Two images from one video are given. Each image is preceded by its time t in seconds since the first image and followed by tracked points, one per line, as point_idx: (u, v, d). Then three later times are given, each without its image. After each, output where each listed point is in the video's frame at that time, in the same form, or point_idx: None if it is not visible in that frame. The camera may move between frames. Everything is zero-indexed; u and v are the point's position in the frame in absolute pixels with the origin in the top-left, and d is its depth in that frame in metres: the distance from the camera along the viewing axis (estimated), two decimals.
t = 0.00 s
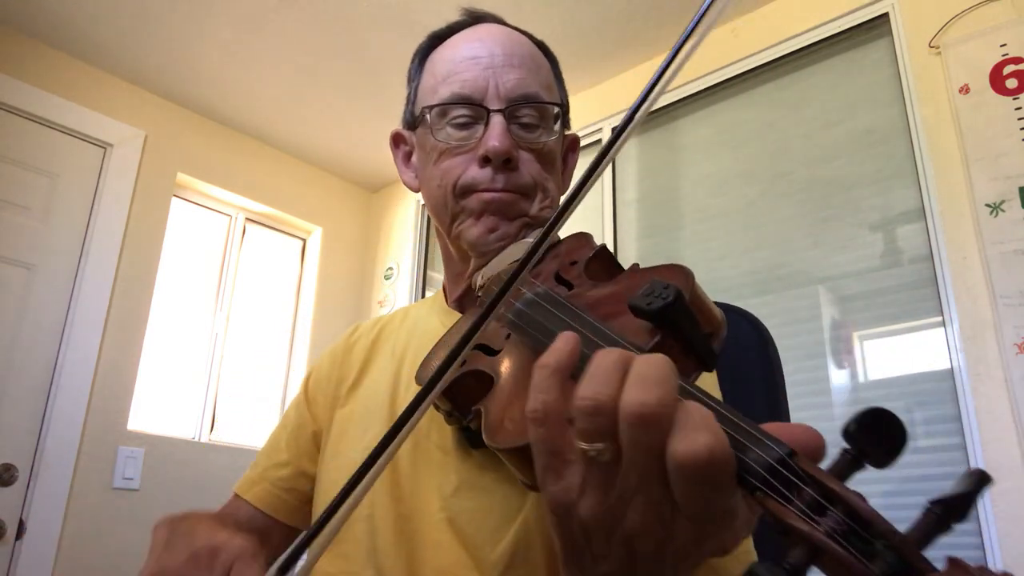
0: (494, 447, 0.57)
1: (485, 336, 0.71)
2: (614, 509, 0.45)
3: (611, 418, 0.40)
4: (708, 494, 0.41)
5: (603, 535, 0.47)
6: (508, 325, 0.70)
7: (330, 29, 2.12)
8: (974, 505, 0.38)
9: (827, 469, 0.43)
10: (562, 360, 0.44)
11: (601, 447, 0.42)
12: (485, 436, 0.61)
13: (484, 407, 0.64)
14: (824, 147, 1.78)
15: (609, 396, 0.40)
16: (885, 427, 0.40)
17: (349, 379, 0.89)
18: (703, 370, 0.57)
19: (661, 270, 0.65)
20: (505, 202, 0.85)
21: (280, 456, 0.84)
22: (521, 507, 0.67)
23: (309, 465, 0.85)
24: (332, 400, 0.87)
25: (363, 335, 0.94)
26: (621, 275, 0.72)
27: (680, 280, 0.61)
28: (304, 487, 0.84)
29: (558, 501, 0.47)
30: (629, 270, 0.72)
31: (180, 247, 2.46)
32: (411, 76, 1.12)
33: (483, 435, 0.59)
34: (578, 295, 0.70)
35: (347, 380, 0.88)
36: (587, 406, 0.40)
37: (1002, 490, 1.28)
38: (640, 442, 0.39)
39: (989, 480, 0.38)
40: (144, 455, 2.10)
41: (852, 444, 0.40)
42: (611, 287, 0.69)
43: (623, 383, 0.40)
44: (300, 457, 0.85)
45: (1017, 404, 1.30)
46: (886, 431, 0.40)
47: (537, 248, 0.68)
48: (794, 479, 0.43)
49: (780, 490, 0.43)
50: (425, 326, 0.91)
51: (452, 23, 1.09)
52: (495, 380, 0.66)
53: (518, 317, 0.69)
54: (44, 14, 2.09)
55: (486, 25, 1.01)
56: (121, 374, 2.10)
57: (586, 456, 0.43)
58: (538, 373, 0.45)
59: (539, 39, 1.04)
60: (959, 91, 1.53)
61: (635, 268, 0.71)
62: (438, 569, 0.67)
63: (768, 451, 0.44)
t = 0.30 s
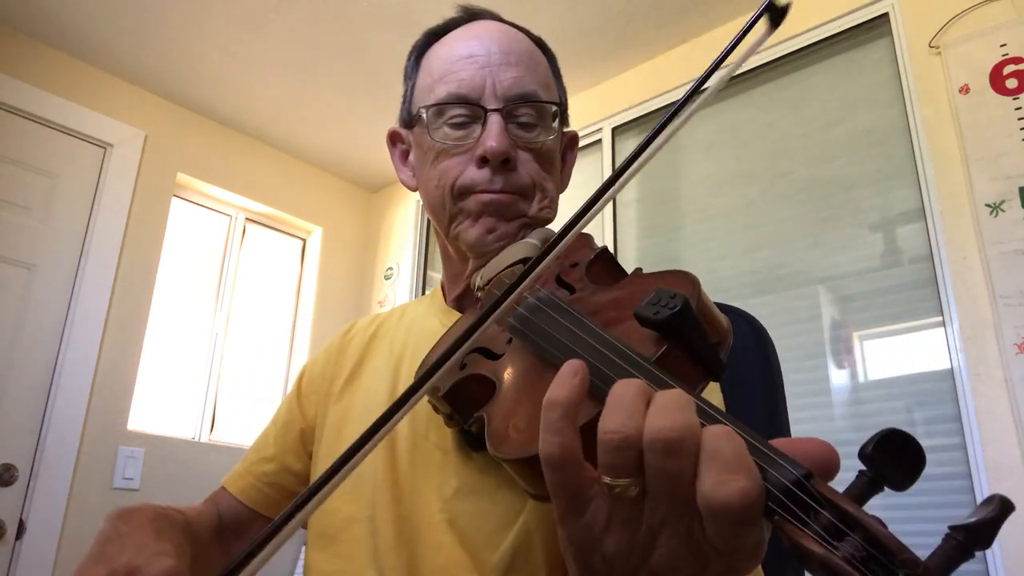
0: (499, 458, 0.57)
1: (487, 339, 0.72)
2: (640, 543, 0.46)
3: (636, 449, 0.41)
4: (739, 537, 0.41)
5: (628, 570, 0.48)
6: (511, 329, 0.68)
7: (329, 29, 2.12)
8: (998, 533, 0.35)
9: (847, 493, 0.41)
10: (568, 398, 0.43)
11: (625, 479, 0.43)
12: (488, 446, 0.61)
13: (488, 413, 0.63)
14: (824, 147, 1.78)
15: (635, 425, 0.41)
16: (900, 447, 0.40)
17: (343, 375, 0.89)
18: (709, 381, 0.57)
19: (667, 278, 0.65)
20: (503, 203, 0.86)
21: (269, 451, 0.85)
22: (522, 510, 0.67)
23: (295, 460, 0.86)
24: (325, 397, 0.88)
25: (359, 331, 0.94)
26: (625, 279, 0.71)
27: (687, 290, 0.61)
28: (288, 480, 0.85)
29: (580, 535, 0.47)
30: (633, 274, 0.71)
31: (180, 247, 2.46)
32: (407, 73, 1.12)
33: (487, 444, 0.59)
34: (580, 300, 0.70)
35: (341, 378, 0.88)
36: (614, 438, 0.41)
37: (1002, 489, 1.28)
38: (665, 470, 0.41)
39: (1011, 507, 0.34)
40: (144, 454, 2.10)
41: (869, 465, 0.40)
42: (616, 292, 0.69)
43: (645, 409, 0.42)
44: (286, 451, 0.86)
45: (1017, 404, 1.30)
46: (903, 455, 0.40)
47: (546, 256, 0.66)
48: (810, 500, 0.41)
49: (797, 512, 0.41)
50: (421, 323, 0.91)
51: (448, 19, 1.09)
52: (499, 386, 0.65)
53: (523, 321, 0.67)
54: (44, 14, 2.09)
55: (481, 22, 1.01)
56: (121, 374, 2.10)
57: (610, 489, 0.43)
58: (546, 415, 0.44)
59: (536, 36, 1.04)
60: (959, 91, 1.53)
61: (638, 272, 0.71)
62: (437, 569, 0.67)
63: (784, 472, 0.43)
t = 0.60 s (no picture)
0: (500, 458, 0.57)
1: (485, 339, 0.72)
2: (640, 533, 0.46)
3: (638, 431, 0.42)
4: (737, 519, 0.42)
5: (626, 562, 0.48)
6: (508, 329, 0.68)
7: (330, 30, 2.12)
8: (1007, 526, 0.36)
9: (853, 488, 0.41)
10: (571, 389, 0.44)
11: (627, 464, 0.43)
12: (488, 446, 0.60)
13: (487, 412, 0.63)
14: (824, 147, 1.78)
15: (640, 408, 0.42)
16: (906, 441, 0.40)
17: (339, 379, 0.89)
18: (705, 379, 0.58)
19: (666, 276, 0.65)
20: (496, 202, 0.86)
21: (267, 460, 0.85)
22: (521, 509, 0.67)
23: (292, 467, 0.85)
24: (322, 401, 0.87)
25: (354, 334, 0.94)
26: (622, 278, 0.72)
27: (687, 287, 0.61)
28: (292, 489, 0.85)
29: (582, 525, 0.47)
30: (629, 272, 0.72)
31: (180, 247, 2.46)
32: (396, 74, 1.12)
33: (488, 444, 0.59)
34: (577, 299, 0.70)
35: (338, 382, 0.88)
36: (617, 420, 0.42)
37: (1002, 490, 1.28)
38: (668, 449, 0.42)
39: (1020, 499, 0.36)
40: (144, 455, 2.10)
41: (876, 461, 0.40)
42: (613, 290, 0.69)
43: (647, 394, 0.43)
44: (284, 459, 0.86)
45: (1017, 404, 1.30)
46: (907, 450, 0.40)
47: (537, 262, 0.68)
48: (818, 497, 0.41)
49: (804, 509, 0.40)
50: (417, 322, 0.91)
51: (436, 19, 1.09)
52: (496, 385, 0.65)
53: (518, 321, 0.68)
54: (44, 14, 2.09)
55: (471, 20, 1.01)
56: (121, 374, 2.10)
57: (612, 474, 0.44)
58: (546, 406, 0.45)
59: (524, 33, 1.04)
60: (959, 91, 1.53)
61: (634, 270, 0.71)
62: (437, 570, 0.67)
63: (790, 468, 0.42)
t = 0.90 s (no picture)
0: (493, 467, 0.57)
1: (481, 343, 0.72)
2: (628, 545, 0.46)
3: (627, 445, 0.42)
4: (725, 536, 0.41)
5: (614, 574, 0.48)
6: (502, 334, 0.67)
7: (329, 30, 2.12)
8: (991, 547, 0.35)
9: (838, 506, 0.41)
10: (556, 405, 0.44)
11: (615, 478, 0.43)
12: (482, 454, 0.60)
13: (479, 417, 0.63)
14: (824, 147, 1.78)
15: (629, 423, 0.42)
16: (891, 456, 0.40)
17: (335, 378, 0.89)
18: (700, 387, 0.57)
19: (659, 284, 0.65)
20: (490, 206, 0.86)
21: (259, 456, 0.85)
22: (516, 511, 0.67)
23: (285, 465, 0.86)
24: (318, 399, 0.87)
25: (352, 333, 0.94)
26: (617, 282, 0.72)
27: (680, 295, 0.61)
28: (281, 489, 0.85)
29: (568, 537, 0.47)
30: (624, 277, 0.72)
31: (180, 247, 2.46)
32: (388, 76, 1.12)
33: (482, 453, 0.58)
34: (573, 304, 0.70)
35: (334, 380, 0.88)
36: (605, 434, 0.42)
37: (1002, 489, 1.28)
38: (655, 465, 0.42)
39: (1005, 521, 0.35)
40: (144, 454, 2.10)
41: (861, 477, 0.40)
42: (607, 297, 0.69)
43: (636, 408, 0.43)
44: (276, 456, 0.86)
45: (1017, 404, 1.30)
46: (892, 466, 0.40)
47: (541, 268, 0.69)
48: (803, 515, 0.40)
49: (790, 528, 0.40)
50: (414, 324, 0.91)
51: (426, 20, 1.09)
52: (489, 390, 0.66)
53: (513, 325, 0.67)
54: (44, 15, 2.09)
55: (462, 21, 1.01)
56: (121, 374, 2.10)
57: (599, 488, 0.44)
58: (534, 422, 0.45)
59: (515, 32, 1.03)
60: (959, 91, 1.53)
61: (629, 275, 0.71)
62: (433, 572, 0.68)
63: (775, 484, 0.42)
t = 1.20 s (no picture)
0: (497, 467, 0.56)
1: (477, 342, 0.71)
2: (635, 542, 0.46)
3: (635, 442, 0.42)
4: (732, 533, 0.41)
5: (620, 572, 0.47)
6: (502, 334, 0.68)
7: (330, 30, 2.12)
8: (998, 538, 0.35)
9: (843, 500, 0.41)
10: (563, 402, 0.43)
11: (622, 476, 0.43)
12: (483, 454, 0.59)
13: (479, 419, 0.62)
14: (824, 147, 1.78)
15: (637, 418, 0.42)
16: (895, 451, 0.40)
17: (333, 377, 0.88)
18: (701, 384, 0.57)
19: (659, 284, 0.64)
20: (485, 207, 0.86)
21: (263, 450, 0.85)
22: (516, 511, 0.67)
23: (294, 459, 0.86)
24: (315, 398, 0.87)
25: (348, 333, 0.94)
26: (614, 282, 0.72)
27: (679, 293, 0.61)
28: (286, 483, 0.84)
29: (576, 532, 0.47)
30: (622, 276, 0.72)
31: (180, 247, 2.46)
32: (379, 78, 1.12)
33: (482, 452, 0.58)
34: (570, 304, 0.70)
35: (332, 379, 0.88)
36: (614, 432, 0.42)
37: (1002, 490, 1.28)
38: (663, 462, 0.41)
39: (1011, 512, 0.35)
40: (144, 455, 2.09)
41: (867, 471, 0.40)
42: (604, 297, 0.69)
43: (644, 404, 0.43)
44: (285, 450, 0.86)
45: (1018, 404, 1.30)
46: (896, 460, 0.40)
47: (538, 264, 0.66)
48: (809, 509, 0.41)
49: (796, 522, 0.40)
50: (411, 324, 0.91)
51: (415, 20, 1.09)
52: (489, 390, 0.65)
53: (512, 327, 0.67)
54: (43, 14, 2.09)
55: (452, 21, 1.01)
56: (121, 374, 2.10)
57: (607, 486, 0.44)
58: (541, 420, 0.44)
59: (504, 31, 1.03)
60: (959, 91, 1.53)
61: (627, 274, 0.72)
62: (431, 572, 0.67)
63: (782, 480, 0.42)
